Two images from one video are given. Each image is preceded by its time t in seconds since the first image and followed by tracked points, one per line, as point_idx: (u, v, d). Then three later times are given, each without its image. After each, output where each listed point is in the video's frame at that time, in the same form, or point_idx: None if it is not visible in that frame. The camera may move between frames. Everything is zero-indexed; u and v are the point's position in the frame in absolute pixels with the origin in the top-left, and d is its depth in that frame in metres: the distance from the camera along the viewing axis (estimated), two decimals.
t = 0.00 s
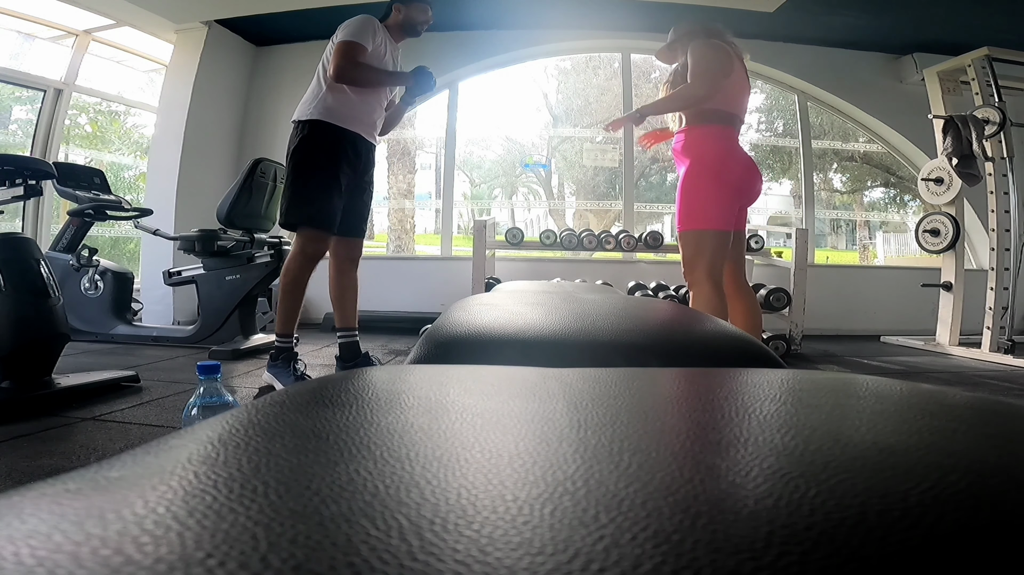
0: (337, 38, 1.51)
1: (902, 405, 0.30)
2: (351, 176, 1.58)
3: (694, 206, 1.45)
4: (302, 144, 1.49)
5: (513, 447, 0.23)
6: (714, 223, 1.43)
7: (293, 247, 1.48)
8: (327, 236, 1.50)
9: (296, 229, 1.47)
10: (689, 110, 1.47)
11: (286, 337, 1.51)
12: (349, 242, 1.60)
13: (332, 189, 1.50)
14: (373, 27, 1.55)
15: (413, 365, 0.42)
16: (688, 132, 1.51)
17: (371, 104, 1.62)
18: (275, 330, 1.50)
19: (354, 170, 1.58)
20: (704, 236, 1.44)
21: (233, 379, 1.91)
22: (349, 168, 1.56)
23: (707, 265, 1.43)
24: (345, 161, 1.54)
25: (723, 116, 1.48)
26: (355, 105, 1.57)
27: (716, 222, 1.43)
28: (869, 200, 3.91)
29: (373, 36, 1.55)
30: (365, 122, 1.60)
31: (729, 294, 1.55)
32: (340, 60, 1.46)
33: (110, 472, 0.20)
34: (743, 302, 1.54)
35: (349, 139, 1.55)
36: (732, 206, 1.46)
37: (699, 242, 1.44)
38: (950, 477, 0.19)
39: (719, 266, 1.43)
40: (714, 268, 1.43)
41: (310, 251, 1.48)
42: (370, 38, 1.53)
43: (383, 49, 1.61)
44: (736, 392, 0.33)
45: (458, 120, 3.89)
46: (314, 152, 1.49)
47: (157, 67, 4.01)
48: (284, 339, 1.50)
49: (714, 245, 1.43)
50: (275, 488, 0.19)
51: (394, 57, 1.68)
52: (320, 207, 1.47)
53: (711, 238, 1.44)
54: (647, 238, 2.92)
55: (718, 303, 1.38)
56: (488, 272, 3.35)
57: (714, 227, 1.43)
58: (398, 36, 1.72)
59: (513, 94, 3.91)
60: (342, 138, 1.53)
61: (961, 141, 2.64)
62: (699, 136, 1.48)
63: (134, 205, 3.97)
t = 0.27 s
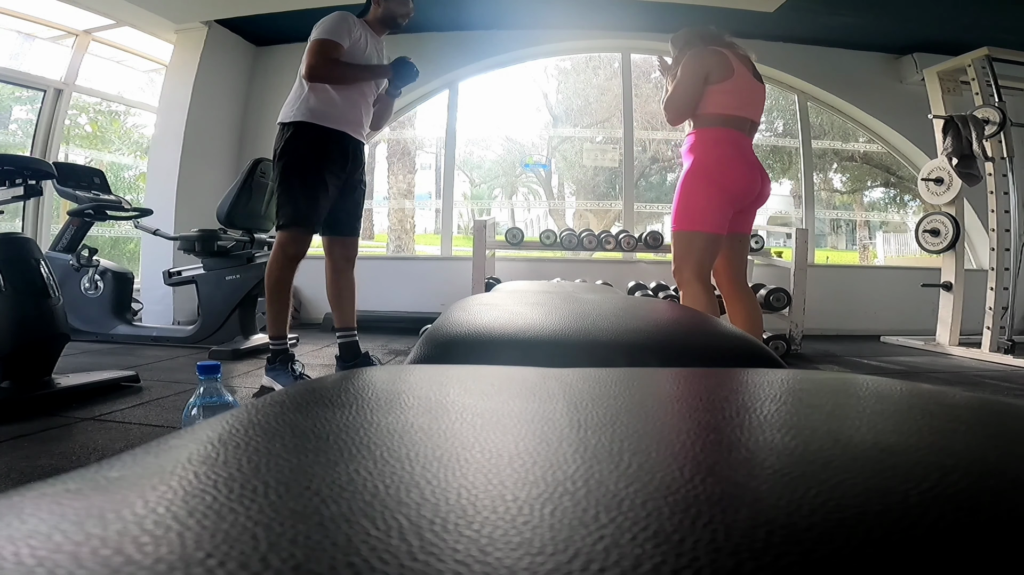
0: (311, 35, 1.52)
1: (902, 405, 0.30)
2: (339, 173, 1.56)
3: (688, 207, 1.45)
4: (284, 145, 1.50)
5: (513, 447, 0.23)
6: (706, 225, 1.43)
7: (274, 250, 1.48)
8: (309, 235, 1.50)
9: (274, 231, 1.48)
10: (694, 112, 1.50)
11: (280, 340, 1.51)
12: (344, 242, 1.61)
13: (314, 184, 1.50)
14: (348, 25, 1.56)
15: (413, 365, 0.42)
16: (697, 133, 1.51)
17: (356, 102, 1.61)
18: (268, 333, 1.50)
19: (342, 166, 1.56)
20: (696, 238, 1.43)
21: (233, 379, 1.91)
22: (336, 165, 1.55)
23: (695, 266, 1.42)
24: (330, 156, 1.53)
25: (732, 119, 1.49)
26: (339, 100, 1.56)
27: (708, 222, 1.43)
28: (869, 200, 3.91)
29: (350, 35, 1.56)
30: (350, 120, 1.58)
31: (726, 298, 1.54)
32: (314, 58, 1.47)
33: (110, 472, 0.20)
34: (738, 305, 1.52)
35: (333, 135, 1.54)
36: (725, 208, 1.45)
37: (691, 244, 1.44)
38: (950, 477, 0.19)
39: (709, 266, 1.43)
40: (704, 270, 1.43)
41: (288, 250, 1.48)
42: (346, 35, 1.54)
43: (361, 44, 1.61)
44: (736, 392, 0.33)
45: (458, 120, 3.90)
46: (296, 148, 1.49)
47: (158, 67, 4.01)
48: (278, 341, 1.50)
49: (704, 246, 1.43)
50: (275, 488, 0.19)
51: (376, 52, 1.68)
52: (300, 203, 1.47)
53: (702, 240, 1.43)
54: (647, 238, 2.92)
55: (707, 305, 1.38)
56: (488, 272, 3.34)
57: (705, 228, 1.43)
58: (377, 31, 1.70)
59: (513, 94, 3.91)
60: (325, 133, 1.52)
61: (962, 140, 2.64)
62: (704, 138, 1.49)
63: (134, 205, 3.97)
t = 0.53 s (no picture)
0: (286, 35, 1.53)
1: (902, 406, 0.30)
2: (322, 171, 1.56)
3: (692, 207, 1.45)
4: (267, 144, 1.51)
5: (513, 447, 0.23)
6: (710, 226, 1.43)
7: (259, 252, 1.49)
8: (292, 234, 1.50)
9: (256, 232, 1.49)
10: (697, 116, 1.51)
11: (275, 340, 1.51)
12: (337, 240, 1.60)
13: (295, 182, 1.50)
14: (322, 23, 1.56)
15: (413, 365, 0.42)
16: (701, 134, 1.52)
17: (337, 100, 1.60)
18: (262, 334, 1.51)
19: (325, 164, 1.56)
20: (701, 239, 1.43)
21: (233, 378, 1.91)
22: (319, 165, 1.55)
23: (698, 266, 1.43)
24: (311, 155, 1.53)
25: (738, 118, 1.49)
26: (319, 97, 1.56)
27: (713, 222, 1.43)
28: (869, 200, 3.91)
29: (325, 33, 1.56)
30: (332, 119, 1.58)
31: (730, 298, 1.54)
32: (288, 60, 1.48)
33: (110, 472, 0.20)
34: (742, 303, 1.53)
35: (314, 133, 1.53)
36: (730, 207, 1.45)
37: (696, 244, 1.44)
38: (949, 477, 0.19)
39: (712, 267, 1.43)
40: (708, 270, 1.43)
41: (273, 251, 1.49)
42: (321, 33, 1.54)
43: (338, 40, 1.61)
44: (736, 392, 0.33)
45: (458, 120, 3.90)
46: (276, 147, 1.50)
47: (157, 67, 4.02)
48: (274, 342, 1.51)
49: (708, 247, 1.43)
50: (275, 488, 0.19)
51: (354, 47, 1.68)
52: (282, 203, 1.48)
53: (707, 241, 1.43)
54: (647, 239, 2.92)
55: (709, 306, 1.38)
56: (488, 272, 3.34)
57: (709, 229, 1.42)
58: (356, 25, 1.70)
59: (513, 94, 3.91)
60: (306, 132, 1.52)
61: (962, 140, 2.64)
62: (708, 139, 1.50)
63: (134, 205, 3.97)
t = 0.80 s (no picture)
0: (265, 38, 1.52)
1: (902, 406, 0.30)
2: (314, 170, 1.56)
3: (698, 207, 1.45)
4: (258, 145, 1.51)
5: (513, 448, 0.23)
6: (717, 225, 1.43)
7: (254, 253, 1.49)
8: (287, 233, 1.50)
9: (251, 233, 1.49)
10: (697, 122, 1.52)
11: (274, 341, 1.52)
12: (335, 240, 1.60)
13: (287, 183, 1.50)
14: (300, 23, 1.55)
15: (413, 365, 0.42)
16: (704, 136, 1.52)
17: (325, 97, 1.60)
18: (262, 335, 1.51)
19: (315, 162, 1.56)
20: (707, 238, 1.43)
21: (233, 378, 1.91)
22: (312, 163, 1.55)
23: (705, 266, 1.42)
24: (301, 154, 1.53)
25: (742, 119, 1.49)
26: (307, 96, 1.56)
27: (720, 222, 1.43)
28: (869, 200, 3.91)
29: (304, 32, 1.56)
30: (321, 116, 1.58)
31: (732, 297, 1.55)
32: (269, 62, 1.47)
33: (110, 471, 0.20)
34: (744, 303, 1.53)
35: (305, 132, 1.54)
36: (737, 207, 1.45)
37: (702, 243, 1.43)
38: (949, 477, 0.19)
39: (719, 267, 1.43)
40: (714, 270, 1.42)
41: (268, 251, 1.49)
42: (299, 33, 1.54)
43: (319, 38, 1.60)
44: (736, 392, 0.33)
45: (458, 120, 3.90)
46: (267, 149, 1.50)
47: (157, 67, 4.01)
48: (272, 343, 1.51)
49: (715, 246, 1.43)
50: (275, 488, 0.19)
51: (337, 42, 1.67)
52: (275, 203, 1.48)
53: (713, 240, 1.43)
54: (647, 239, 2.92)
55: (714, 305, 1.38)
56: (488, 272, 3.34)
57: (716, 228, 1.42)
58: (337, 22, 1.70)
59: (513, 94, 3.91)
60: (296, 131, 1.52)
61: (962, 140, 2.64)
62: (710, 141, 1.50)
63: (134, 205, 3.97)
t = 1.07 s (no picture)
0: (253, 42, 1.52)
1: (902, 405, 0.30)
2: (308, 169, 1.56)
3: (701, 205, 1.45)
4: (251, 146, 1.51)
5: (514, 447, 0.23)
6: (720, 224, 1.43)
7: (250, 253, 1.49)
8: (284, 233, 1.51)
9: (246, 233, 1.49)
10: (697, 128, 1.50)
11: (273, 341, 1.52)
12: (332, 239, 1.60)
13: (281, 183, 1.50)
14: (288, 24, 1.55)
15: (413, 364, 0.42)
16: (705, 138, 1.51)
17: (316, 96, 1.60)
18: (261, 335, 1.51)
19: (309, 162, 1.56)
20: (711, 236, 1.43)
21: (233, 378, 1.91)
22: (305, 162, 1.55)
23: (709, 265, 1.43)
24: (295, 153, 1.53)
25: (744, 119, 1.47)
26: (299, 96, 1.56)
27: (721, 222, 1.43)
28: (869, 200, 3.91)
29: (293, 33, 1.56)
30: (313, 114, 1.58)
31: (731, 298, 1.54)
32: (261, 64, 1.47)
33: (110, 471, 0.20)
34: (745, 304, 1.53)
35: (299, 132, 1.54)
36: (739, 207, 1.45)
37: (704, 242, 1.44)
38: (948, 476, 0.19)
39: (721, 267, 1.43)
40: (718, 270, 1.43)
41: (264, 251, 1.49)
42: (288, 34, 1.54)
43: (306, 38, 1.60)
44: (735, 392, 0.33)
45: (458, 120, 3.90)
46: (261, 150, 1.50)
47: (157, 67, 4.01)
48: (271, 343, 1.51)
49: (719, 246, 1.43)
50: (275, 488, 0.19)
51: (325, 41, 1.67)
52: (269, 202, 1.48)
53: (717, 239, 1.43)
54: (647, 239, 2.92)
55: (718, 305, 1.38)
56: (488, 272, 3.34)
57: (720, 228, 1.43)
58: (325, 22, 1.70)
59: (513, 94, 3.91)
60: (289, 130, 1.52)
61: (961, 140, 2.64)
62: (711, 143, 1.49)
63: (134, 205, 3.97)
